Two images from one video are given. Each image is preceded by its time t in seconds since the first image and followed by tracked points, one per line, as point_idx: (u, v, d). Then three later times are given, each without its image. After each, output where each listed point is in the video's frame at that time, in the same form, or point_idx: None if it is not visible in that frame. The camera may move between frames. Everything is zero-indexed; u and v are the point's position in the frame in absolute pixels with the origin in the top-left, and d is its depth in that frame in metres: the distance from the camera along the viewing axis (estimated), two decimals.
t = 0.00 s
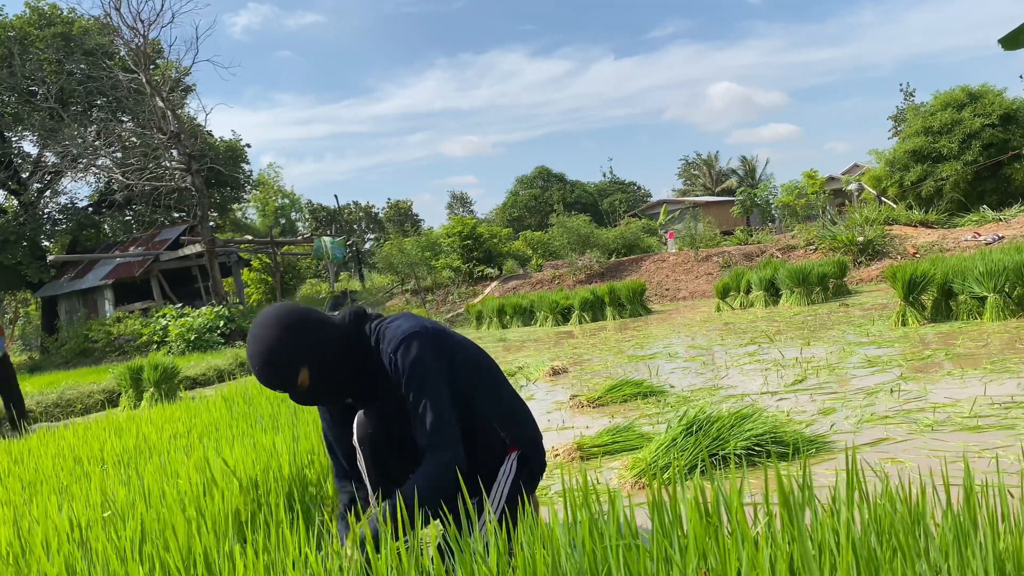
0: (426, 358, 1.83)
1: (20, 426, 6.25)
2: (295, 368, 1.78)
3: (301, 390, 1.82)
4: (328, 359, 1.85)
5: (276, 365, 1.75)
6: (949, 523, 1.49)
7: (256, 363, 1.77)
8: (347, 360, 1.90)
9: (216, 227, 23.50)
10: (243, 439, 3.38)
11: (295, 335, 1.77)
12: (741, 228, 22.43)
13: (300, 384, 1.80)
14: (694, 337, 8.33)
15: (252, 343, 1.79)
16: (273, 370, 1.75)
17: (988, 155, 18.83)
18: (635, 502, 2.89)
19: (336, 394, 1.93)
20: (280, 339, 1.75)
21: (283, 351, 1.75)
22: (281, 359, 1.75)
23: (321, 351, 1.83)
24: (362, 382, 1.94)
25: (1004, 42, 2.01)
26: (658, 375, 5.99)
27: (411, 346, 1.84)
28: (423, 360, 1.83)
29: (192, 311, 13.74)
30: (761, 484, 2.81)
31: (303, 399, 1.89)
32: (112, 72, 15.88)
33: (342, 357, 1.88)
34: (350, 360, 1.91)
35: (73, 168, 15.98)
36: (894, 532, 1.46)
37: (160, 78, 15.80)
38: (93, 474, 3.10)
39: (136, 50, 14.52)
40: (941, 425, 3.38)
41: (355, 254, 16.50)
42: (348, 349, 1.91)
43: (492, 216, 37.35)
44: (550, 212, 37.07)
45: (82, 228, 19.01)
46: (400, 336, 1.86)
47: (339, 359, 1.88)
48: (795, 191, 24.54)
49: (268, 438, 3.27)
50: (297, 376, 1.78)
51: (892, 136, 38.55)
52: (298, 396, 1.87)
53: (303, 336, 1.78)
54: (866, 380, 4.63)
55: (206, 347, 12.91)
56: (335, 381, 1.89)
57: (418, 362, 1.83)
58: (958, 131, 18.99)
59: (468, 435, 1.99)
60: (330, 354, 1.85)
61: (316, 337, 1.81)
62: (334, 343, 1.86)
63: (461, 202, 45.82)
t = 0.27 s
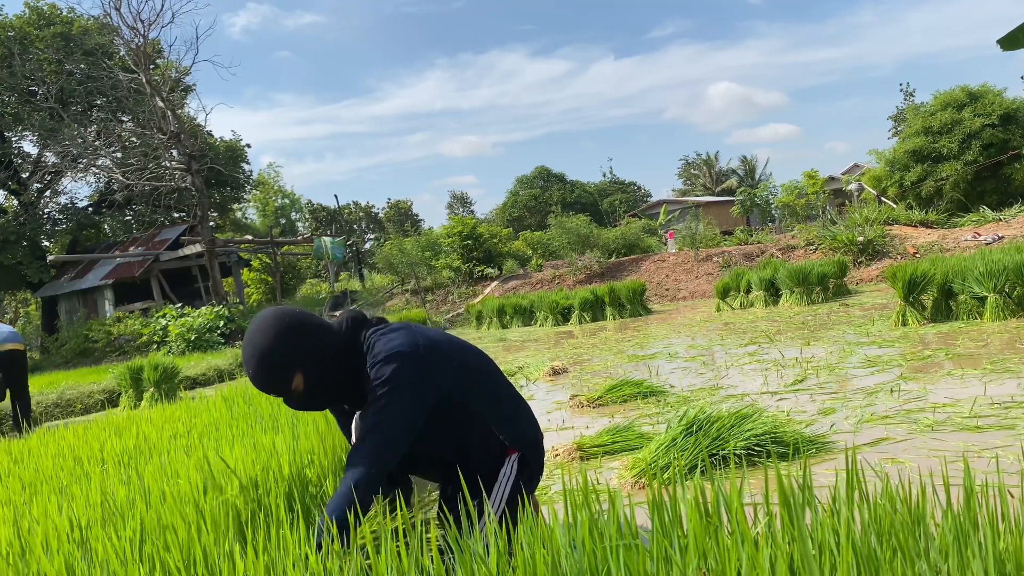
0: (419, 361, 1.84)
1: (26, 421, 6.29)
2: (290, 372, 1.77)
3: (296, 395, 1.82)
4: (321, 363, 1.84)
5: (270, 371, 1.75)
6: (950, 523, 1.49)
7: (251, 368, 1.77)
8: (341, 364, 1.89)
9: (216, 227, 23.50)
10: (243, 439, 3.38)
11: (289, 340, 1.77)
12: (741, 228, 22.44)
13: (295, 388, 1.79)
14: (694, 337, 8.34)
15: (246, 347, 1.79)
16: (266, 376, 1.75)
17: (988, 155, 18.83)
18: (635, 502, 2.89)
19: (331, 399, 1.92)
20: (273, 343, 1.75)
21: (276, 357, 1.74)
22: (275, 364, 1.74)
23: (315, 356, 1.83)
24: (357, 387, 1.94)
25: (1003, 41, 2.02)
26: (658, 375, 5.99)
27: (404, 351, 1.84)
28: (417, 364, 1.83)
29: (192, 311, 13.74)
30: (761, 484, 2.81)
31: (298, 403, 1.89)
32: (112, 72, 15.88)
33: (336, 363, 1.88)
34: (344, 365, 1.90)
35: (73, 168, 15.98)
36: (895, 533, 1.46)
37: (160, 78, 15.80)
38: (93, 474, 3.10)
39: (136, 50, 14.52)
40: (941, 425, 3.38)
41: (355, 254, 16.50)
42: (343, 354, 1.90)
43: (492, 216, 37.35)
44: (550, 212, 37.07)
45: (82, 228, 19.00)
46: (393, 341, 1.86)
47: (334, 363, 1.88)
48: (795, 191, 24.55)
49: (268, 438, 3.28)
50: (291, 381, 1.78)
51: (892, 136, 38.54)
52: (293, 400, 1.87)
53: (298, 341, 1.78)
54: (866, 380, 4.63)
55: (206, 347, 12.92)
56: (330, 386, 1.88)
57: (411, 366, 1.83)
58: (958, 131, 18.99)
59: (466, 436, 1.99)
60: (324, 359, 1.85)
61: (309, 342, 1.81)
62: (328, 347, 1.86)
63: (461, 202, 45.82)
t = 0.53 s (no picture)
0: (425, 353, 1.83)
1: (28, 420, 6.30)
2: (298, 363, 1.78)
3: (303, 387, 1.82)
4: (330, 355, 1.84)
5: (280, 361, 1.75)
6: (951, 523, 1.49)
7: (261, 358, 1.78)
8: (349, 357, 1.89)
9: (216, 227, 23.50)
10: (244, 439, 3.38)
11: (298, 331, 1.76)
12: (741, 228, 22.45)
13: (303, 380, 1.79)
14: (694, 337, 8.34)
15: (257, 338, 1.79)
16: (275, 366, 1.75)
17: (988, 155, 18.83)
18: (635, 502, 2.90)
19: (338, 392, 1.92)
20: (282, 332, 1.75)
21: (287, 346, 1.74)
22: (284, 354, 1.75)
23: (323, 348, 1.82)
24: (365, 380, 1.93)
25: (1003, 42, 2.03)
26: (658, 375, 5.99)
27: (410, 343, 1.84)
28: (423, 356, 1.83)
29: (192, 311, 13.73)
30: (761, 484, 2.81)
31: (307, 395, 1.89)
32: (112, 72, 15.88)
33: (344, 355, 1.88)
34: (352, 358, 1.90)
35: (73, 168, 15.98)
36: (894, 533, 1.46)
37: (160, 78, 15.79)
38: (93, 474, 3.11)
39: (137, 50, 14.52)
40: (941, 425, 3.38)
41: (355, 254, 16.50)
42: (350, 347, 1.90)
43: (492, 217, 37.37)
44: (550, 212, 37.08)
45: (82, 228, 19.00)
46: (399, 330, 1.86)
47: (341, 357, 1.88)
48: (794, 191, 24.55)
49: (268, 438, 3.28)
50: (299, 372, 1.78)
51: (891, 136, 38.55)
52: (303, 393, 1.87)
53: (308, 331, 1.78)
54: (866, 380, 4.63)
55: (206, 347, 12.92)
56: (340, 379, 1.88)
57: (416, 357, 1.82)
58: (958, 131, 19.00)
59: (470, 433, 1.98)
60: (332, 351, 1.84)
61: (319, 333, 1.81)
62: (336, 339, 1.85)
63: (461, 202, 45.80)
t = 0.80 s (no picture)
0: (414, 361, 1.83)
1: (28, 420, 6.29)
2: (288, 375, 1.78)
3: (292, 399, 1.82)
4: (320, 366, 1.84)
5: (267, 374, 1.75)
6: (950, 523, 1.49)
7: (249, 372, 1.78)
8: (339, 367, 1.89)
9: (216, 227, 23.50)
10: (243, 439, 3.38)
11: (285, 343, 1.77)
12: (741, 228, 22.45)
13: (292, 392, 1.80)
14: (694, 337, 8.34)
15: (246, 351, 1.80)
16: (263, 379, 1.75)
17: (988, 155, 18.83)
18: (635, 502, 2.90)
19: (330, 402, 1.92)
20: (269, 345, 1.75)
21: (273, 360, 1.74)
22: (272, 367, 1.75)
23: (312, 358, 1.82)
24: (357, 389, 1.93)
25: (1002, 42, 2.03)
26: (658, 375, 5.99)
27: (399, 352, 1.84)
28: (412, 365, 1.82)
29: (192, 311, 13.73)
30: (761, 484, 2.81)
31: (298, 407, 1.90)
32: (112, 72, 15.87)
33: (334, 364, 1.88)
34: (343, 368, 1.90)
35: (73, 168, 15.97)
36: (894, 534, 1.46)
37: (160, 78, 15.79)
38: (93, 474, 3.11)
39: (137, 50, 14.52)
40: (941, 425, 3.38)
41: (355, 254, 16.49)
42: (340, 356, 1.90)
43: (492, 217, 37.37)
44: (550, 212, 37.08)
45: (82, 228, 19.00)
46: (389, 339, 1.86)
47: (332, 367, 1.88)
48: (794, 191, 24.55)
49: (268, 438, 3.27)
50: (288, 384, 1.79)
51: (891, 136, 38.56)
52: (294, 404, 1.87)
53: (295, 343, 1.78)
54: (866, 380, 4.63)
55: (206, 347, 12.93)
56: (331, 389, 1.88)
57: (406, 366, 1.82)
58: (958, 131, 18.99)
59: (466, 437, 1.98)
60: (321, 362, 1.84)
61: (306, 345, 1.80)
62: (325, 350, 1.85)
63: (461, 202, 45.79)
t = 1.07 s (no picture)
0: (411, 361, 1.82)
1: (28, 421, 6.30)
2: (286, 375, 1.79)
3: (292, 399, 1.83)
4: (319, 365, 1.84)
5: (265, 373, 1.76)
6: (950, 523, 1.49)
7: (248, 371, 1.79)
8: (338, 366, 1.89)
9: (216, 227, 23.50)
10: (243, 439, 3.38)
11: (284, 342, 1.77)
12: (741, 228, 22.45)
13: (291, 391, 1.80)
14: (694, 337, 8.34)
15: (245, 351, 1.80)
16: (262, 378, 1.76)
17: (988, 155, 18.83)
18: (635, 502, 2.90)
19: (329, 401, 1.92)
20: (267, 344, 1.76)
21: (271, 359, 1.75)
22: (271, 366, 1.75)
23: (311, 358, 1.82)
24: (357, 388, 1.93)
25: (1003, 42, 2.03)
26: (658, 374, 5.99)
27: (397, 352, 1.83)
28: (409, 364, 1.81)
29: (192, 311, 13.73)
30: (761, 484, 2.81)
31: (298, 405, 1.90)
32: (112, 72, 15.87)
33: (332, 364, 1.87)
34: (342, 367, 1.90)
35: (73, 168, 15.97)
36: (894, 533, 1.46)
37: (160, 78, 15.79)
38: (93, 474, 3.11)
39: (136, 50, 14.52)
40: (942, 425, 3.38)
41: (355, 254, 16.49)
42: (340, 356, 1.90)
43: (492, 217, 37.37)
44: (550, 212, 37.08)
45: (82, 228, 19.00)
46: (387, 339, 1.85)
47: (331, 366, 1.88)
48: (794, 191, 24.55)
49: (269, 437, 3.28)
50: (287, 383, 1.79)
51: (892, 136, 38.55)
52: (294, 403, 1.87)
53: (292, 344, 1.78)
54: (867, 380, 4.63)
55: (206, 347, 12.93)
56: (332, 388, 1.88)
57: (403, 366, 1.81)
58: (958, 131, 18.99)
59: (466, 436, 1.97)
60: (320, 361, 1.85)
61: (305, 345, 1.81)
62: (323, 349, 1.85)
63: (461, 202, 45.78)
